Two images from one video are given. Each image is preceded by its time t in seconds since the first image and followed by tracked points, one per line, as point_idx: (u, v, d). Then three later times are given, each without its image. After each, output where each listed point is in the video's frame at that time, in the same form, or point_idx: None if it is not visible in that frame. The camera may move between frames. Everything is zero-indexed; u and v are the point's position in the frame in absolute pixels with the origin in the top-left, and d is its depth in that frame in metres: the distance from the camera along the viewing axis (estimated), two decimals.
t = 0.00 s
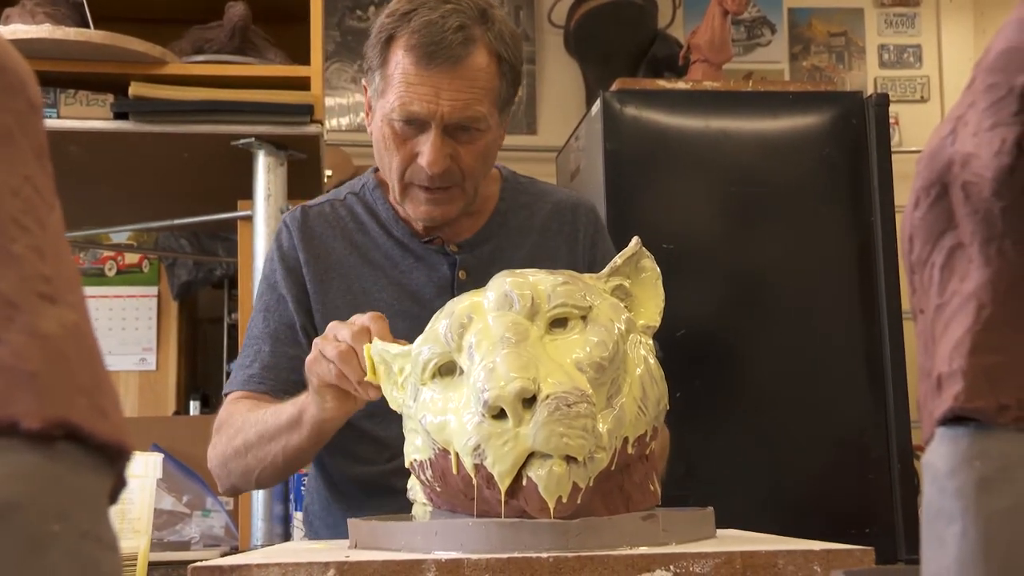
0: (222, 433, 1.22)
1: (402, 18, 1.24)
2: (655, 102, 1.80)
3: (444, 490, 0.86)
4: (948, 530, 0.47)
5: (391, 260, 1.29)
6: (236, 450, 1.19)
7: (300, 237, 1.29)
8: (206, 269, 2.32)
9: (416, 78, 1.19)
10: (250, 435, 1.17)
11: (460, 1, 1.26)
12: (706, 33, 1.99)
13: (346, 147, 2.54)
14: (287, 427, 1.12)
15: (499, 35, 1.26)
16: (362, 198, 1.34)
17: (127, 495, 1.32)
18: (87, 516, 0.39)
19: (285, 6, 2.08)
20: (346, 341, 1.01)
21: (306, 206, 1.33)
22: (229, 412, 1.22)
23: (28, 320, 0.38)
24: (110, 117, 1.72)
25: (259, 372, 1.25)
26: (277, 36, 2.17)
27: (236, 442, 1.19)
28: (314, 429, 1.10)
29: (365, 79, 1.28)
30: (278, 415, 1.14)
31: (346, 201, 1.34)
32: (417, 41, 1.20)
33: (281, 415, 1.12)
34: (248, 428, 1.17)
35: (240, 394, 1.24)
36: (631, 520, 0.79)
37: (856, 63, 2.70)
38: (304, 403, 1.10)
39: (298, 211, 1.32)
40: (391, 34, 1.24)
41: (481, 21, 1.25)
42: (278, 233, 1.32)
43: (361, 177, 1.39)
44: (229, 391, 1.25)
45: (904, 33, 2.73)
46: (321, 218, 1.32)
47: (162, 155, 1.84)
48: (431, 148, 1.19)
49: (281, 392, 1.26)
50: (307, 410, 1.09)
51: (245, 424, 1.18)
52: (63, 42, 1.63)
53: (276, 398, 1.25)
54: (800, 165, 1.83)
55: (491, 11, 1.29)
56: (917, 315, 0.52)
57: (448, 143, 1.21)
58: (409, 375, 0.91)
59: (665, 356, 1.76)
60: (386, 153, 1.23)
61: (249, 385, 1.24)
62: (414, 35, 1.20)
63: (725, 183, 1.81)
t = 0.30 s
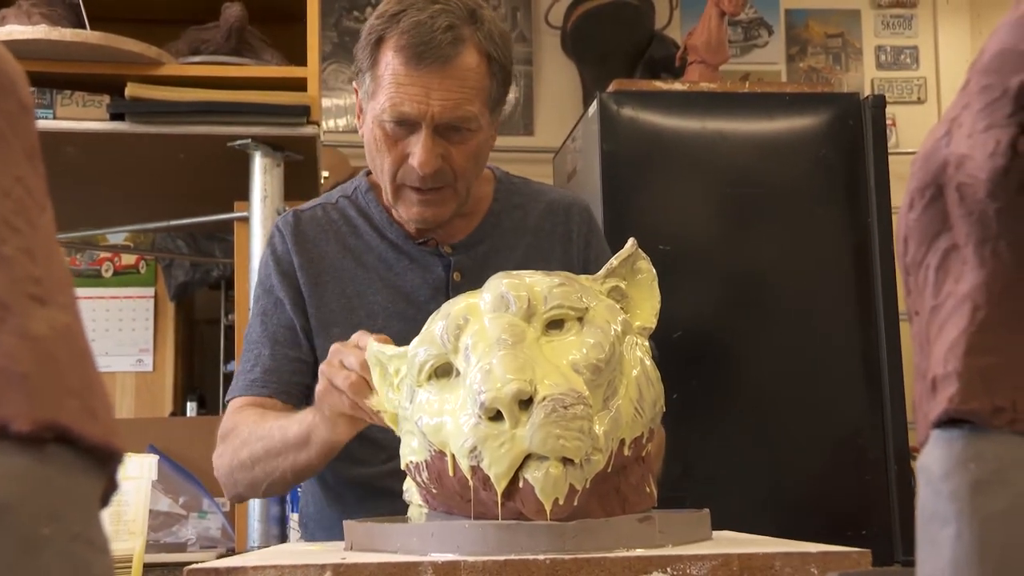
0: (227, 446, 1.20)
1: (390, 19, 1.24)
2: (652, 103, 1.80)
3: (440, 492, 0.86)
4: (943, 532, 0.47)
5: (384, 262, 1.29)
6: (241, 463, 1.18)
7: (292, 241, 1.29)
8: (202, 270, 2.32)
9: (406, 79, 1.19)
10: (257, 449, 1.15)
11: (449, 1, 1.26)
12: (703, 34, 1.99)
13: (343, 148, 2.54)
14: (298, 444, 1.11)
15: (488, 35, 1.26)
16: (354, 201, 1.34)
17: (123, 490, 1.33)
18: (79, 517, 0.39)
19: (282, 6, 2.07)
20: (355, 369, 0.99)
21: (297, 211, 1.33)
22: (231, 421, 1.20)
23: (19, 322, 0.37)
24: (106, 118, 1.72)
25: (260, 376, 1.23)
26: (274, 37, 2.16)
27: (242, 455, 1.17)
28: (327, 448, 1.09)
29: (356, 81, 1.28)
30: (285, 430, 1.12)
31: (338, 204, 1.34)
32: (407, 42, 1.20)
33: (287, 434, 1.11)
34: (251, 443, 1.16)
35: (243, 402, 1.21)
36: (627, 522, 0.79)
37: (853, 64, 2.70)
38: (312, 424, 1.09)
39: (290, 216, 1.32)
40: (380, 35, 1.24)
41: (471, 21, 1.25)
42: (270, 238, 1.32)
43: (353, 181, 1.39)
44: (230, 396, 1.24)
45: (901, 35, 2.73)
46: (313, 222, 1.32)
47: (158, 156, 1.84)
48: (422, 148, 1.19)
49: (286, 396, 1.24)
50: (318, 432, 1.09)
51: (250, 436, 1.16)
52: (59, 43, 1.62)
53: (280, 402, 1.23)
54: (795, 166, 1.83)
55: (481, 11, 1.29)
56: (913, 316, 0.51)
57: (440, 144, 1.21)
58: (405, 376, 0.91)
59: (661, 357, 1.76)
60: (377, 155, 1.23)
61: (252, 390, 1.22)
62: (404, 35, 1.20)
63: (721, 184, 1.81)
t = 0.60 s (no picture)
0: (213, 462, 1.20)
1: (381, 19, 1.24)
2: (653, 104, 1.80)
3: (439, 494, 0.85)
4: (942, 535, 0.47)
5: (374, 265, 1.28)
6: (227, 481, 1.18)
7: (280, 245, 1.29)
8: (204, 271, 2.32)
9: (398, 80, 1.19)
10: (240, 472, 1.15)
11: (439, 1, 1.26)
12: (704, 35, 1.99)
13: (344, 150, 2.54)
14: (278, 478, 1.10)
15: (479, 33, 1.26)
16: (342, 203, 1.33)
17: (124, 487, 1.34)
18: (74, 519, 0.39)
19: (283, 8, 2.08)
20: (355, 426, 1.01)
21: (285, 213, 1.32)
22: (218, 436, 1.19)
23: (16, 324, 0.37)
24: (106, 119, 1.72)
25: (249, 382, 1.23)
26: (276, 38, 2.16)
27: (227, 475, 1.17)
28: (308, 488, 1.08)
29: (347, 82, 1.28)
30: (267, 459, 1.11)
31: (326, 206, 1.34)
32: (398, 41, 1.20)
33: (269, 469, 1.10)
34: (237, 465, 1.15)
35: (235, 411, 1.21)
36: (626, 524, 0.79)
37: (854, 66, 2.70)
38: (294, 465, 1.07)
39: (278, 219, 1.32)
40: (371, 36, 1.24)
41: (461, 20, 1.25)
42: (258, 242, 1.31)
43: (341, 182, 1.39)
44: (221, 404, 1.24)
45: (902, 36, 2.73)
46: (301, 225, 1.31)
47: (159, 157, 1.84)
48: (416, 148, 1.19)
49: (278, 404, 1.24)
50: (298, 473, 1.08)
51: (234, 457, 1.15)
52: (60, 45, 1.62)
53: (269, 409, 1.23)
54: (797, 167, 1.83)
55: (470, 10, 1.29)
56: (912, 318, 0.51)
57: (433, 143, 1.21)
58: (405, 378, 0.91)
59: (662, 358, 1.76)
60: (370, 156, 1.23)
61: (245, 397, 1.22)
62: (395, 34, 1.20)
63: (722, 185, 1.81)
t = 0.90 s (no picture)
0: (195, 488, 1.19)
1: (321, 12, 1.23)
2: (659, 108, 1.81)
3: (445, 497, 0.85)
4: (949, 540, 0.47)
5: (333, 263, 1.28)
6: (214, 506, 1.17)
7: (236, 253, 1.27)
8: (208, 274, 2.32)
9: (346, 71, 1.19)
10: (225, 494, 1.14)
11: None
12: (709, 39, 1.99)
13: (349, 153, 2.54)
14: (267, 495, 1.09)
15: (420, 17, 1.26)
16: (296, 203, 1.33)
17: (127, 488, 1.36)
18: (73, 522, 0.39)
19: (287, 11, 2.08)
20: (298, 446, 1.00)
21: (238, 219, 1.31)
22: (198, 459, 1.19)
23: (18, 329, 0.37)
24: (112, 123, 1.72)
25: (223, 402, 1.23)
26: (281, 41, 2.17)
27: (212, 499, 1.16)
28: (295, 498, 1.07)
29: (291, 79, 1.28)
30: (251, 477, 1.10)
31: (280, 208, 1.33)
32: (341, 32, 1.19)
33: (255, 487, 1.10)
34: (222, 489, 1.14)
35: (212, 432, 1.22)
36: (633, 528, 0.79)
37: (859, 69, 2.69)
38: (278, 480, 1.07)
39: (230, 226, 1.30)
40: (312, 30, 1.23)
41: (402, 5, 1.24)
42: (211, 251, 1.30)
43: (292, 183, 1.38)
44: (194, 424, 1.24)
45: (908, 38, 2.72)
46: (256, 229, 1.30)
47: (164, 161, 1.84)
48: (370, 139, 1.19)
49: (252, 419, 1.24)
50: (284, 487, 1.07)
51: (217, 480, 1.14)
52: (65, 48, 1.63)
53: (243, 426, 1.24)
54: (802, 169, 1.83)
55: None
56: (920, 323, 0.52)
57: (387, 131, 1.20)
58: (410, 382, 0.91)
59: (665, 361, 1.75)
60: (323, 152, 1.22)
61: (218, 417, 1.22)
62: (337, 25, 1.20)
63: (726, 188, 1.80)
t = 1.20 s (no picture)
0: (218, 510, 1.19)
1: (273, 12, 1.23)
2: (662, 107, 1.81)
3: (447, 497, 0.85)
4: (950, 539, 0.47)
5: (301, 270, 1.28)
6: (243, 523, 1.18)
7: (202, 266, 1.26)
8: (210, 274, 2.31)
9: (304, 69, 1.19)
10: (259, 509, 1.15)
11: None
12: (710, 39, 1.99)
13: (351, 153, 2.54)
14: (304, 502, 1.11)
15: (373, 11, 1.26)
16: (255, 210, 1.33)
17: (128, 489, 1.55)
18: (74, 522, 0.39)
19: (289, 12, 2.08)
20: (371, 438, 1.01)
21: (199, 231, 1.30)
22: (211, 480, 1.18)
23: (19, 329, 0.37)
24: (114, 123, 1.73)
25: (221, 417, 1.22)
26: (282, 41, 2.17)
27: (241, 516, 1.17)
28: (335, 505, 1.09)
29: (246, 84, 1.28)
30: (288, 488, 1.11)
31: (238, 216, 1.32)
32: (295, 30, 1.20)
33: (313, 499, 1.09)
34: (266, 503, 1.14)
35: (215, 451, 1.21)
36: (635, 527, 0.79)
37: (862, 68, 2.69)
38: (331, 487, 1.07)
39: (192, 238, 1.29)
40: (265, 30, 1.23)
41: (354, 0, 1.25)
42: (173, 268, 1.29)
43: (246, 190, 1.37)
44: (195, 444, 1.23)
45: (910, 38, 2.72)
46: (219, 241, 1.29)
47: (167, 161, 1.84)
48: (335, 137, 1.18)
49: (254, 429, 1.24)
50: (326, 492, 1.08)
51: (244, 495, 1.15)
52: (67, 49, 1.63)
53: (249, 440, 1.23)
54: (803, 168, 1.82)
55: None
56: (920, 321, 0.52)
57: (351, 127, 1.20)
58: (412, 382, 0.91)
59: (667, 361, 1.74)
60: (287, 155, 1.21)
61: (222, 433, 1.22)
62: (291, 23, 1.20)
63: (727, 186, 1.80)
